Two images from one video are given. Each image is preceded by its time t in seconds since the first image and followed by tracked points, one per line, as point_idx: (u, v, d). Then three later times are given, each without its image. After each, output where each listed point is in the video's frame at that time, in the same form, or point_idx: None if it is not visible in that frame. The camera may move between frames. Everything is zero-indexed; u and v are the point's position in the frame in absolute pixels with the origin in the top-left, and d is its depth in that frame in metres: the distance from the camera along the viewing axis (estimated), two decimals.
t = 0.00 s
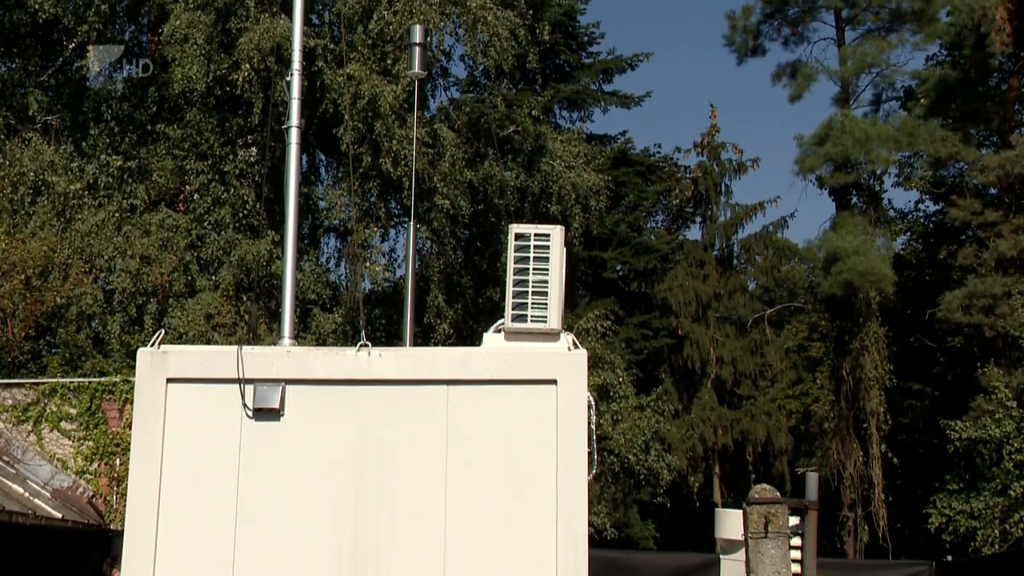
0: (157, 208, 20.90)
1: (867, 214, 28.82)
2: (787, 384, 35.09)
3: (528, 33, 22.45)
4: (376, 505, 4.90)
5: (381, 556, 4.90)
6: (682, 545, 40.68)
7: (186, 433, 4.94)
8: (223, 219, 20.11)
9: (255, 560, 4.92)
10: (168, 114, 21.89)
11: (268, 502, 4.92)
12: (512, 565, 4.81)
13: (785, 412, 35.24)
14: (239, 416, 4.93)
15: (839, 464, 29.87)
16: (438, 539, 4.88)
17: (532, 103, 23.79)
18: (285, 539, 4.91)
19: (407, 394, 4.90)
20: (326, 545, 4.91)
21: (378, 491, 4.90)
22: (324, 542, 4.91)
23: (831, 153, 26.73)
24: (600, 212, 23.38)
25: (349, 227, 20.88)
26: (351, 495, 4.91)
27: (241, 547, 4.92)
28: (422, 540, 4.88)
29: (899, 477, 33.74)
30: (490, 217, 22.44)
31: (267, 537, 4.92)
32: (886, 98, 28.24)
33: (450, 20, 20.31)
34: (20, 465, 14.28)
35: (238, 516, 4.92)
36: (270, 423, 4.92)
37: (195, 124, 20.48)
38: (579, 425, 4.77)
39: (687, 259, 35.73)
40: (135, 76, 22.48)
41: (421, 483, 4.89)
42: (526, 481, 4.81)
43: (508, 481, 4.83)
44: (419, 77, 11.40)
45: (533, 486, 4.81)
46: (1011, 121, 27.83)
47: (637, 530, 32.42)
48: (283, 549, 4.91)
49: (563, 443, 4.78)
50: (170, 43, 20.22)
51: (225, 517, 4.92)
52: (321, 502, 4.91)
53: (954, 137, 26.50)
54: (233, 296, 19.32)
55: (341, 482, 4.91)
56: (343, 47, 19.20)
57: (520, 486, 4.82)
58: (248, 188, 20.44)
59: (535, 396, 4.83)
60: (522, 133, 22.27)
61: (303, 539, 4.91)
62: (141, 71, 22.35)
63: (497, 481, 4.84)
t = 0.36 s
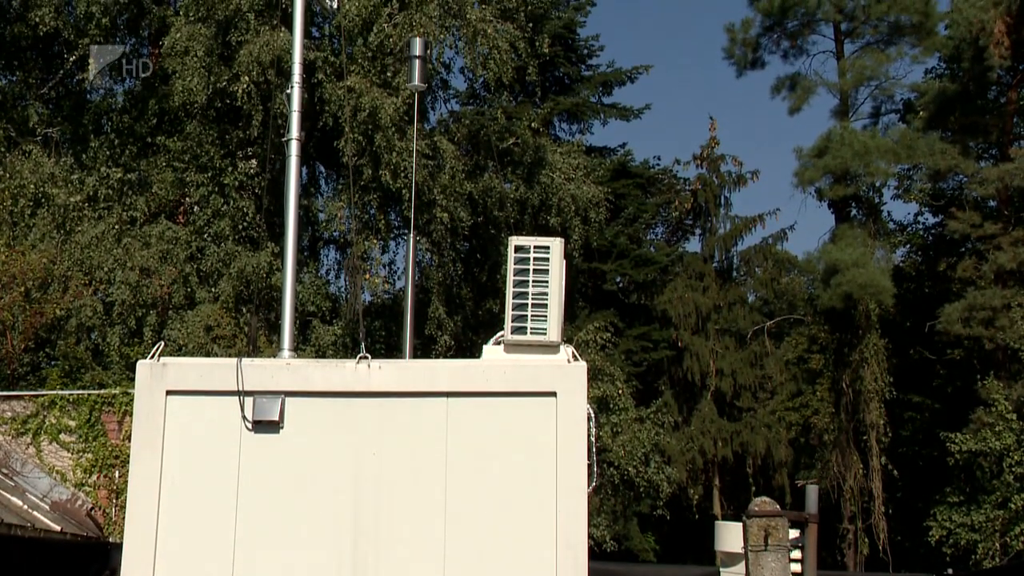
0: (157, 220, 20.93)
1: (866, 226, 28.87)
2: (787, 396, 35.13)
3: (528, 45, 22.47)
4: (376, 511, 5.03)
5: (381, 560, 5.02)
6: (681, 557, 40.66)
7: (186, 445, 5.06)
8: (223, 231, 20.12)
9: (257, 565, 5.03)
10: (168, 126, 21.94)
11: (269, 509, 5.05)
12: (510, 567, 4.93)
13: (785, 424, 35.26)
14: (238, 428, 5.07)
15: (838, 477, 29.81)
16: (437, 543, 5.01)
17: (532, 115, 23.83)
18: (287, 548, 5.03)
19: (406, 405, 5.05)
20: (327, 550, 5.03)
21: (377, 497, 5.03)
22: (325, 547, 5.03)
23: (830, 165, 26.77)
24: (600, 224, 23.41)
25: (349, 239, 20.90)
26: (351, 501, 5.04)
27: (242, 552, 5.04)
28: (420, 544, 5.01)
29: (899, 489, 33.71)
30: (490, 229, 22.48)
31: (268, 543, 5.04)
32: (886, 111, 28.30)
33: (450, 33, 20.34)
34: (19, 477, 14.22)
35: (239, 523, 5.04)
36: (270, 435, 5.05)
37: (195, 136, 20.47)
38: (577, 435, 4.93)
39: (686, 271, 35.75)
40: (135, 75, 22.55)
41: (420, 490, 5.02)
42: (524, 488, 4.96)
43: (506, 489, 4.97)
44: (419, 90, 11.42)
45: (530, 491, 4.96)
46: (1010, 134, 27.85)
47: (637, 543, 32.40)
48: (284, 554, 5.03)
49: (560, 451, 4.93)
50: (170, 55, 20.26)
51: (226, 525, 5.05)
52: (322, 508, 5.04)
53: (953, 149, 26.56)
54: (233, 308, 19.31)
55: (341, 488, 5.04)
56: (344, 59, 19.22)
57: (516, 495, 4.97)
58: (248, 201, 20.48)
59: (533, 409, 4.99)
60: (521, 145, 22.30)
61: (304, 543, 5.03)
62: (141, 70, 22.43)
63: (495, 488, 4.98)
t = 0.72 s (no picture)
0: (156, 229, 20.96)
1: (866, 235, 28.88)
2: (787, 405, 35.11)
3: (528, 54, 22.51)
4: (375, 517, 5.09)
5: (381, 566, 5.08)
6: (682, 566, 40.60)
7: (186, 453, 5.10)
8: (223, 239, 20.15)
9: (257, 570, 5.08)
10: (168, 134, 22.05)
11: (269, 515, 5.10)
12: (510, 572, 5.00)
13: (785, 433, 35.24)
14: (238, 436, 5.11)
15: (839, 485, 29.73)
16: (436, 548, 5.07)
17: (532, 124, 23.86)
18: (287, 554, 5.08)
19: (406, 414, 5.09)
20: (327, 555, 5.09)
21: (377, 502, 5.09)
22: (326, 551, 5.09)
23: (830, 173, 26.78)
24: (600, 232, 23.44)
25: (349, 248, 20.87)
26: (351, 508, 5.09)
27: (242, 557, 5.08)
28: (419, 549, 5.08)
29: (899, 498, 33.67)
30: (490, 237, 22.48)
31: (268, 549, 5.09)
32: (885, 119, 28.32)
33: (450, 42, 20.37)
34: (18, 486, 14.16)
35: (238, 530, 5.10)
36: (269, 444, 5.09)
37: (196, 144, 20.47)
38: (576, 444, 4.99)
39: (686, 279, 35.74)
40: (135, 74, 22.82)
41: (420, 496, 5.08)
42: (523, 494, 5.03)
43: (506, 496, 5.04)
44: (419, 98, 11.43)
45: (528, 497, 5.03)
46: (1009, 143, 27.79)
47: (637, 552, 32.37)
48: (284, 560, 5.08)
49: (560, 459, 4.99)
50: (171, 64, 20.31)
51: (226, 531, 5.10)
52: (322, 513, 5.09)
53: (953, 158, 26.57)
54: (233, 317, 19.32)
55: (341, 495, 5.09)
56: (343, 68, 19.24)
57: (515, 502, 5.03)
58: (248, 209, 20.51)
59: (532, 418, 5.04)
60: (521, 153, 22.30)
61: (304, 549, 5.09)
62: (141, 70, 22.66)
63: (494, 494, 5.05)
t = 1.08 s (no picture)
0: (156, 231, 20.97)
1: (866, 237, 28.88)
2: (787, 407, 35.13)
3: (528, 57, 22.54)
4: (375, 519, 5.12)
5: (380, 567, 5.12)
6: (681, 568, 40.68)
7: (187, 455, 5.15)
8: (223, 241, 20.16)
9: (257, 571, 5.13)
10: (168, 137, 22.07)
11: (269, 516, 5.14)
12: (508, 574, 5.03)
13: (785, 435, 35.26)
14: (238, 438, 5.15)
15: (839, 487, 29.66)
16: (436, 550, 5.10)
17: (532, 126, 23.87)
18: (287, 555, 5.12)
19: (406, 416, 5.12)
20: (327, 556, 5.12)
21: (377, 504, 5.12)
22: (326, 553, 5.13)
23: (830, 175, 26.79)
24: (600, 234, 23.44)
25: (349, 249, 20.89)
26: (351, 508, 5.13)
27: (242, 558, 5.13)
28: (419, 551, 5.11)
29: (899, 500, 33.70)
30: (490, 239, 22.50)
31: (268, 551, 5.13)
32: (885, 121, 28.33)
33: (450, 45, 20.39)
34: (19, 487, 14.08)
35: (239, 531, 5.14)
36: (268, 446, 5.13)
37: (195, 146, 20.41)
38: (577, 447, 4.99)
39: (686, 281, 35.74)
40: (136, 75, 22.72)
41: (420, 498, 5.11)
42: (523, 497, 5.04)
43: (505, 498, 5.06)
44: (419, 100, 11.45)
45: (527, 499, 5.04)
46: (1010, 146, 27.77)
47: (636, 554, 32.40)
48: (284, 560, 5.13)
49: (560, 462, 5.01)
50: (171, 66, 20.36)
51: (227, 532, 5.14)
52: (322, 515, 5.13)
53: (953, 160, 26.54)
54: (233, 319, 19.33)
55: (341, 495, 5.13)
56: (343, 71, 19.26)
57: (515, 505, 5.05)
58: (248, 211, 20.55)
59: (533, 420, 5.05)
60: (521, 155, 22.36)
61: (305, 550, 5.13)
62: (141, 71, 22.43)
63: (493, 496, 5.07)
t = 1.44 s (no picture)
0: (156, 231, 20.98)
1: (866, 237, 28.87)
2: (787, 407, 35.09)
3: (528, 56, 22.55)
4: (375, 520, 5.12)
5: (380, 566, 5.12)
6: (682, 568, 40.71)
7: (186, 455, 5.15)
8: (223, 241, 20.18)
9: (256, 572, 5.12)
10: (168, 137, 22.11)
11: (269, 515, 5.14)
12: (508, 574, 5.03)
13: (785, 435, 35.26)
14: (238, 438, 5.15)
15: (839, 487, 29.63)
16: (436, 551, 5.10)
17: (532, 126, 23.88)
18: (287, 555, 5.13)
19: (406, 415, 5.12)
20: (327, 557, 5.13)
21: (377, 504, 5.12)
22: (326, 552, 5.13)
23: (830, 175, 26.80)
24: (600, 234, 23.44)
25: (349, 249, 20.90)
26: (351, 507, 5.13)
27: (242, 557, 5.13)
28: (419, 552, 5.11)
29: (900, 501, 33.74)
30: (490, 239, 22.52)
31: (269, 551, 5.13)
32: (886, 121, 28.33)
33: (450, 45, 20.39)
34: (19, 487, 14.07)
35: (239, 532, 5.15)
36: (268, 446, 5.13)
37: (196, 146, 20.42)
38: (578, 447, 4.99)
39: (686, 282, 35.73)
40: (136, 75, 22.77)
41: (420, 498, 5.11)
42: (523, 497, 5.04)
43: (506, 499, 5.06)
44: (419, 100, 11.45)
45: (528, 499, 5.04)
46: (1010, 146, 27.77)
47: (636, 554, 32.42)
48: (284, 560, 5.12)
49: (560, 462, 5.00)
50: (171, 66, 20.39)
51: (226, 533, 5.15)
52: (322, 515, 5.13)
53: (953, 160, 26.52)
54: (233, 319, 19.34)
55: (342, 495, 5.13)
56: (344, 71, 19.28)
57: (515, 505, 5.05)
58: (248, 211, 20.57)
59: (534, 420, 5.05)
60: (521, 155, 22.37)
61: (305, 551, 5.13)
62: (141, 71, 22.54)
63: (493, 497, 5.07)
